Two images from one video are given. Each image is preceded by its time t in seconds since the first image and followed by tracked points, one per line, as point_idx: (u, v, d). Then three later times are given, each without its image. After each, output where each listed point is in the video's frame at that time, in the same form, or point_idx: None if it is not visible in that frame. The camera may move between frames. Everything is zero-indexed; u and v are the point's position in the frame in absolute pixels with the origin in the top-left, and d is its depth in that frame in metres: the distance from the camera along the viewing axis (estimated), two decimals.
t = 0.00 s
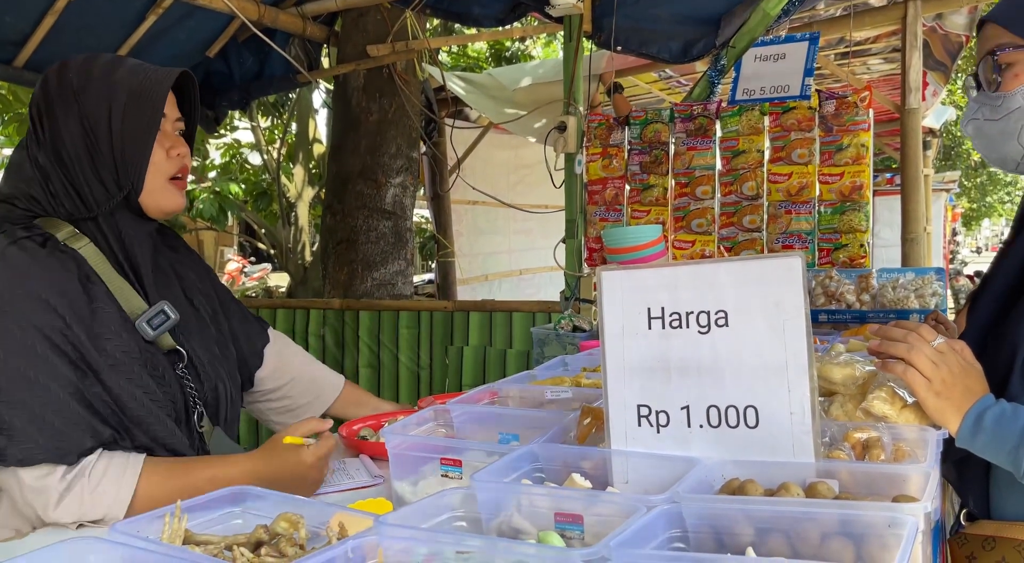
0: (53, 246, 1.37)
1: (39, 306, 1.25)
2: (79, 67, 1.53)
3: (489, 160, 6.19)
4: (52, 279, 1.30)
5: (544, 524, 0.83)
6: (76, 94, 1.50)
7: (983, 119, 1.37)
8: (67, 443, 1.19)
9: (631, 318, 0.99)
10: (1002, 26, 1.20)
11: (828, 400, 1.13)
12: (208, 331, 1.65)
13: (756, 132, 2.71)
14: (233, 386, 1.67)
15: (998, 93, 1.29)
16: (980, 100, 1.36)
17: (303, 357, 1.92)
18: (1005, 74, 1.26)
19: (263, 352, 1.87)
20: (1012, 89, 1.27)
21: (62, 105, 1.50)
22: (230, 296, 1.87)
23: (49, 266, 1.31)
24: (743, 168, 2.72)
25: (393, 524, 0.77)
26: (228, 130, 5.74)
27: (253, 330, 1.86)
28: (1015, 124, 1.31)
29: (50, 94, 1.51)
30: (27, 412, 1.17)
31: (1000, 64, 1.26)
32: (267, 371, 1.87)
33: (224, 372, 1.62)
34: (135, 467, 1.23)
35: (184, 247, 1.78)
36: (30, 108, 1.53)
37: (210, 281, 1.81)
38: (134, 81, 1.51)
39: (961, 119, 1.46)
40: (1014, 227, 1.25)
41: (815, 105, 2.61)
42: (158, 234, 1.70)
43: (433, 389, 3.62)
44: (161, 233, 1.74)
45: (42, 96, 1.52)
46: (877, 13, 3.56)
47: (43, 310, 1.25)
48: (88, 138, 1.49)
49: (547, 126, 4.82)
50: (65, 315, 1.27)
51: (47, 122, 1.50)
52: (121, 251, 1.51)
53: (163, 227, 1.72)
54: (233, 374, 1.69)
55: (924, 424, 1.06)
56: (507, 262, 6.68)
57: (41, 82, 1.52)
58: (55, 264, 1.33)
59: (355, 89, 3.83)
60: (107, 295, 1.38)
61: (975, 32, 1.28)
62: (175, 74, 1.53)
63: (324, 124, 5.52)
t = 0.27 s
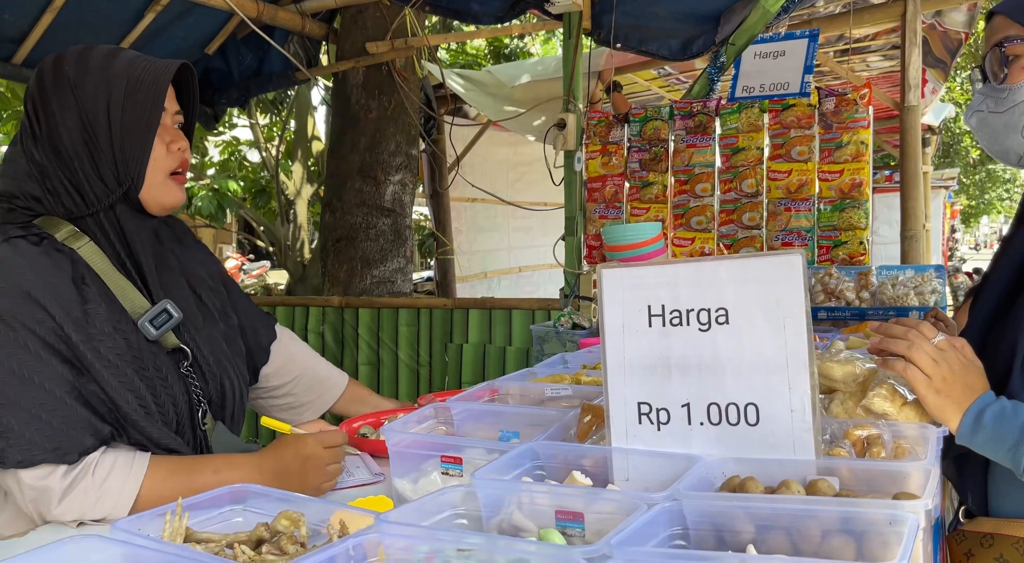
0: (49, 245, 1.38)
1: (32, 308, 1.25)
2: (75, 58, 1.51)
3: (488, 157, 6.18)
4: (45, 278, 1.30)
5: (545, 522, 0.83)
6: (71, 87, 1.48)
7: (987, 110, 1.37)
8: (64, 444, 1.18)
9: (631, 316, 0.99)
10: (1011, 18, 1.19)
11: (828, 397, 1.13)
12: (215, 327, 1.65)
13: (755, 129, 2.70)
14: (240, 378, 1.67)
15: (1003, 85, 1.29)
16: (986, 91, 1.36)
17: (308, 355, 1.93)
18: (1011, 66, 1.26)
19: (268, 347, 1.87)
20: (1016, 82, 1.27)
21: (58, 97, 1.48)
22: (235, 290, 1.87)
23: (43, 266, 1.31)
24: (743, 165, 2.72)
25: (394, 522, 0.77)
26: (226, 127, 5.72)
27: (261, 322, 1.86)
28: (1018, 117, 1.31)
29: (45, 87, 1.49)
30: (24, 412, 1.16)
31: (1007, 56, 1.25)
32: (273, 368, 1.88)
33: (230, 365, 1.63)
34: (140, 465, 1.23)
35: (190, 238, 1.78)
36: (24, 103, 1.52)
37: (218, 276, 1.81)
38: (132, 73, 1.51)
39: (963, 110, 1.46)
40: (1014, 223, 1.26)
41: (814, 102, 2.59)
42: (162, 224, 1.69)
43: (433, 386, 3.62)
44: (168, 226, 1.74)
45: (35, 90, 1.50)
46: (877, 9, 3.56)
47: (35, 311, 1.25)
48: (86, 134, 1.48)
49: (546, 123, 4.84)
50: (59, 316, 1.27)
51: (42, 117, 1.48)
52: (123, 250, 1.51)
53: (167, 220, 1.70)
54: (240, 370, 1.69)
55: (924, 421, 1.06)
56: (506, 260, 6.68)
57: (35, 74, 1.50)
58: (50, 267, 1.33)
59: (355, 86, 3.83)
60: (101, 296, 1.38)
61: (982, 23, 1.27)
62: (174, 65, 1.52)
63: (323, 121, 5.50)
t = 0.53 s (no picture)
0: (58, 242, 1.36)
1: (42, 306, 1.24)
2: (96, 51, 1.48)
3: (487, 154, 6.17)
4: (53, 277, 1.28)
5: (545, 518, 0.83)
6: (93, 81, 1.45)
7: (988, 105, 1.37)
8: (71, 441, 1.18)
9: (630, 313, 0.99)
10: (1014, 12, 1.19)
11: (828, 393, 1.14)
12: (221, 325, 1.64)
13: (755, 125, 2.70)
14: (242, 376, 1.66)
15: (1006, 79, 1.30)
16: (987, 86, 1.36)
17: (309, 353, 1.93)
18: (1013, 59, 1.26)
19: (273, 344, 1.86)
20: (1017, 76, 1.28)
21: (78, 91, 1.44)
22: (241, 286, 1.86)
23: (51, 264, 1.30)
24: (741, 162, 2.72)
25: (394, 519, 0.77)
26: (224, 125, 5.71)
27: (266, 319, 1.86)
28: (1019, 111, 1.31)
29: (63, 78, 1.45)
30: (29, 408, 1.15)
31: (1010, 50, 1.25)
32: (275, 365, 1.87)
33: (234, 363, 1.62)
34: (140, 463, 1.22)
35: (198, 236, 1.76)
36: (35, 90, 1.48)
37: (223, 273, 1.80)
38: (154, 74, 1.48)
39: (964, 105, 1.45)
40: (1014, 219, 1.26)
41: (814, 99, 2.60)
42: (169, 222, 1.68)
43: (431, 383, 3.62)
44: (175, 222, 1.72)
45: (48, 79, 1.46)
46: (876, 6, 3.55)
47: (44, 308, 1.24)
48: (110, 130, 1.46)
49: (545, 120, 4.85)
50: (69, 314, 1.26)
51: (59, 110, 1.45)
52: (135, 250, 1.51)
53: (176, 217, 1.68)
54: (243, 368, 1.68)
55: (924, 417, 1.06)
56: (505, 257, 6.67)
57: (51, 64, 1.46)
58: (58, 262, 1.31)
59: (353, 83, 3.82)
60: (108, 295, 1.36)
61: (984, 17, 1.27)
62: (196, 68, 1.50)
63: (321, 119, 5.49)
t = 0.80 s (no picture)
0: (47, 237, 1.32)
1: (36, 304, 1.22)
2: (104, 42, 1.42)
3: (486, 151, 6.16)
4: (45, 273, 1.26)
5: (543, 513, 0.83)
6: (104, 74, 1.39)
7: (987, 98, 1.37)
8: (66, 437, 1.17)
9: (628, 308, 0.98)
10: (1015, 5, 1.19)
11: (826, 389, 1.14)
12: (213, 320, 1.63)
13: (753, 121, 2.69)
14: (233, 371, 1.66)
15: (1005, 72, 1.30)
16: (986, 78, 1.36)
17: (306, 349, 1.92)
18: (1013, 52, 1.26)
19: (267, 342, 1.86)
20: (1016, 69, 1.28)
21: (89, 85, 1.38)
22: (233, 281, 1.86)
23: (42, 261, 1.27)
24: (740, 158, 2.72)
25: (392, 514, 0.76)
26: (222, 122, 5.69)
27: (258, 315, 1.86)
28: (1017, 105, 1.31)
29: (68, 68, 1.37)
30: (22, 406, 1.14)
31: (1009, 42, 1.25)
32: (272, 361, 1.87)
33: (224, 358, 1.62)
34: (137, 459, 1.22)
35: (189, 231, 1.74)
36: (31, 78, 1.40)
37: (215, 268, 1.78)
38: (163, 73, 1.44)
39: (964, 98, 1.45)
40: (1012, 214, 1.26)
41: (813, 95, 2.60)
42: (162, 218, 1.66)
43: (430, 380, 3.62)
44: (169, 217, 1.69)
45: (47, 68, 1.39)
46: (875, 2, 3.55)
47: (38, 307, 1.22)
48: (118, 125, 1.41)
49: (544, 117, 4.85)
50: (61, 311, 1.24)
51: (66, 102, 1.37)
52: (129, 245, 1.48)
53: (169, 212, 1.67)
54: (234, 363, 1.68)
55: (922, 412, 1.06)
56: (503, 254, 6.67)
57: (53, 52, 1.39)
58: (47, 258, 1.29)
59: (351, 79, 3.81)
60: (100, 290, 1.35)
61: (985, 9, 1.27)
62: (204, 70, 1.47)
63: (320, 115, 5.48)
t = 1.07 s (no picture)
0: (40, 231, 1.33)
1: (31, 300, 1.22)
2: (90, 29, 1.39)
3: (484, 148, 6.16)
4: (41, 269, 1.26)
5: (539, 509, 0.83)
6: (90, 63, 1.36)
7: (985, 91, 1.37)
8: (65, 434, 1.17)
9: (625, 303, 0.98)
10: None
11: (823, 383, 1.14)
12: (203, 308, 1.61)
13: (751, 117, 2.69)
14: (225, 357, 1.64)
15: (1003, 65, 1.29)
16: (983, 72, 1.36)
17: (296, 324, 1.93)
18: (1011, 46, 1.25)
19: (264, 329, 1.85)
20: (1014, 63, 1.28)
21: (73, 74, 1.35)
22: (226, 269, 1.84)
23: (35, 256, 1.26)
24: (738, 154, 2.72)
25: (389, 510, 0.76)
26: (220, 119, 5.68)
27: (256, 303, 1.85)
28: (1015, 99, 1.32)
29: (52, 58, 1.35)
30: (22, 404, 1.14)
31: (1007, 36, 1.24)
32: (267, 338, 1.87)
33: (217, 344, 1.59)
34: (134, 456, 1.22)
35: (175, 219, 1.72)
36: (15, 67, 1.38)
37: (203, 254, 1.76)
38: (151, 62, 1.41)
39: (962, 91, 1.45)
40: (1010, 208, 1.26)
41: (810, 90, 2.60)
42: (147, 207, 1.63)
43: (428, 377, 3.62)
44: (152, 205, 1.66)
45: (30, 57, 1.36)
46: None
47: (34, 304, 1.22)
48: (103, 118, 1.38)
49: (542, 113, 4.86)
50: (62, 310, 1.25)
51: (50, 93, 1.35)
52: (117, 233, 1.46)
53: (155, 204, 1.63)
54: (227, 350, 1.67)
55: (920, 407, 1.06)
56: (501, 251, 6.67)
57: (37, 40, 1.36)
58: (44, 254, 1.29)
59: (348, 76, 3.80)
60: (97, 283, 1.34)
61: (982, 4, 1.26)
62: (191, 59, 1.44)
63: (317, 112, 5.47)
